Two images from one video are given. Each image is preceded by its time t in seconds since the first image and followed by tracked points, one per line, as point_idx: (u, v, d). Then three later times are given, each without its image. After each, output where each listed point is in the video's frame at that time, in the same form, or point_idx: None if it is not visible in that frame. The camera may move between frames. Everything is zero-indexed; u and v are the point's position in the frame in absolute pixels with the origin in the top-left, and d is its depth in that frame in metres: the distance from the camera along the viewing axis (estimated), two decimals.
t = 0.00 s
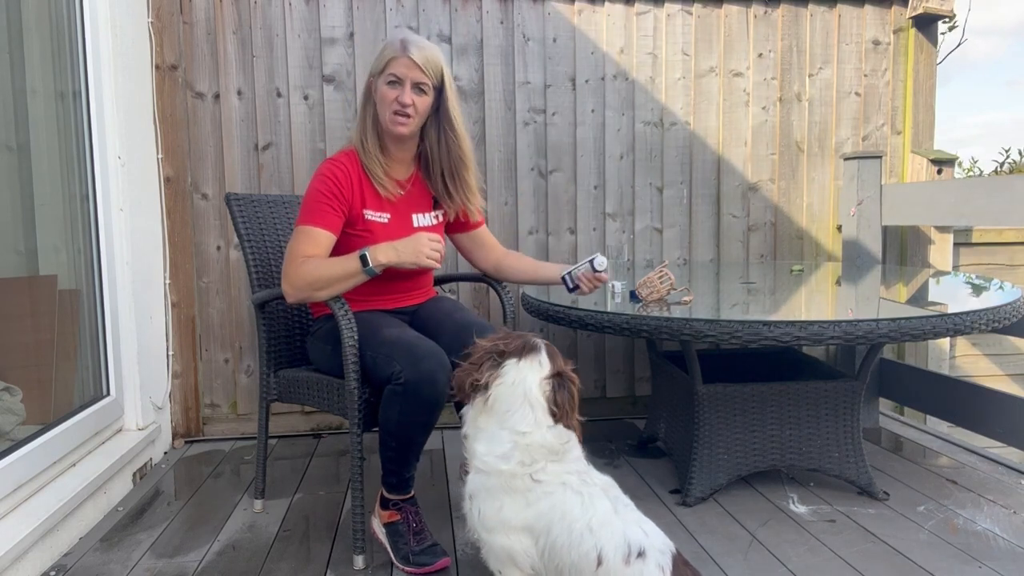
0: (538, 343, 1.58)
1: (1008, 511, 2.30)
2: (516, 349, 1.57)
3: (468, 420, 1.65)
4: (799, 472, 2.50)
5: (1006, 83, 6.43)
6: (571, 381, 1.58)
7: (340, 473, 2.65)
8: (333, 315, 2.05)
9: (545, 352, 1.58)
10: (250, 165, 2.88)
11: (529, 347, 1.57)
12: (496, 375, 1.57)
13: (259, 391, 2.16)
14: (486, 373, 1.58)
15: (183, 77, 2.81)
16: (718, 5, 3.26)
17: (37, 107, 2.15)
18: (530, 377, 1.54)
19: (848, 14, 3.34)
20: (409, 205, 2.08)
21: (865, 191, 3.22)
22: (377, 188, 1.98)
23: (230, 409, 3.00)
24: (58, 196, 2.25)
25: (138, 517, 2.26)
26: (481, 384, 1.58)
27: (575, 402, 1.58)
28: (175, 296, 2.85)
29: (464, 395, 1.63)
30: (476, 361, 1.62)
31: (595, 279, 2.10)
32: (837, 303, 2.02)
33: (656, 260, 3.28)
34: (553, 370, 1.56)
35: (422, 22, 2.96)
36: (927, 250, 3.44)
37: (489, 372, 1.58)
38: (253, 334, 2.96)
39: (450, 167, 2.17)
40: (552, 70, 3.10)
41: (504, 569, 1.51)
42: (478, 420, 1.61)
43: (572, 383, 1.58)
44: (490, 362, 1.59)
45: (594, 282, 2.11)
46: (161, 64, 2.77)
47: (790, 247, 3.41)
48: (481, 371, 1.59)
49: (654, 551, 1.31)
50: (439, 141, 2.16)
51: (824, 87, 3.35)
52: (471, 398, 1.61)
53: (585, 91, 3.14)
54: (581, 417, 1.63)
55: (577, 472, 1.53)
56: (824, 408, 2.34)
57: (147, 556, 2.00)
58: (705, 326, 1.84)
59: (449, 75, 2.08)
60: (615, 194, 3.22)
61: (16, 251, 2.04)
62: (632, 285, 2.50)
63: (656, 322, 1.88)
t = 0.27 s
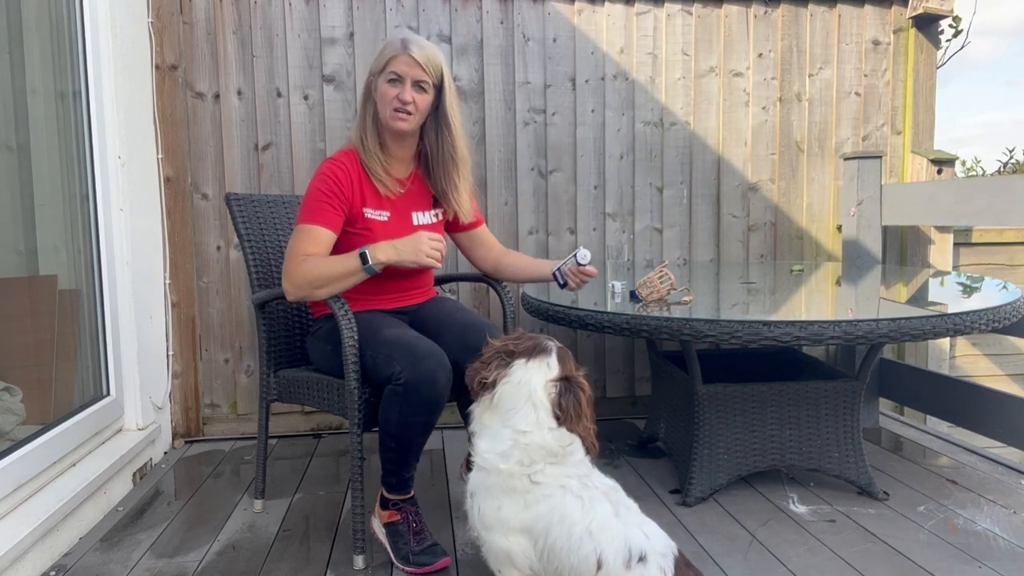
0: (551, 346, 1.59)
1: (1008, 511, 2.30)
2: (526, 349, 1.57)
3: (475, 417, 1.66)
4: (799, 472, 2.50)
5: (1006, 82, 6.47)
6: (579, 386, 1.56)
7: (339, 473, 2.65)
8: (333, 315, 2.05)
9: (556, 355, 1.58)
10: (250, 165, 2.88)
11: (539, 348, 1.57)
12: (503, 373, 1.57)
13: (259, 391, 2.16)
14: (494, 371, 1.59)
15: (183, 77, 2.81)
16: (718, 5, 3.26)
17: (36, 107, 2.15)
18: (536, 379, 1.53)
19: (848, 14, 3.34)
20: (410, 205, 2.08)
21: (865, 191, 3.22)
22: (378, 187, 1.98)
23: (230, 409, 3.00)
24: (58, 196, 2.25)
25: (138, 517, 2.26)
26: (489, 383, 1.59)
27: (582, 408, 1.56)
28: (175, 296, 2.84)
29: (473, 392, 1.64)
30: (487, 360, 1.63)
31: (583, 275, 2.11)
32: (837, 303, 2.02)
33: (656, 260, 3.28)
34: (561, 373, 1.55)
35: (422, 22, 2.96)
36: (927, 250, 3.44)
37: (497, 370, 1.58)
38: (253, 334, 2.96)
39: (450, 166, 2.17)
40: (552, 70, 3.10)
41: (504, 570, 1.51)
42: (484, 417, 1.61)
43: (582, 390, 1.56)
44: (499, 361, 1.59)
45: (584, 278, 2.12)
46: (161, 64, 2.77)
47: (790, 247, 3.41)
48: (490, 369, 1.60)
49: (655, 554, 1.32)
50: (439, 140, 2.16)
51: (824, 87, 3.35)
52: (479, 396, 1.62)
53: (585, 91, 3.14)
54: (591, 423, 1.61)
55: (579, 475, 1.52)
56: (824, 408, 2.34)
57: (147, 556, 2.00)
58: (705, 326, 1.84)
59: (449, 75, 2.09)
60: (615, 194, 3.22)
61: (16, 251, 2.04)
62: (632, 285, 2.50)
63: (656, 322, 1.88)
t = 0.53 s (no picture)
0: (552, 346, 1.58)
1: (1008, 511, 2.30)
2: (529, 350, 1.57)
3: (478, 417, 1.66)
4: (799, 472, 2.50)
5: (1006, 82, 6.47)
6: (580, 385, 1.57)
7: (339, 473, 2.65)
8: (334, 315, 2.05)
9: (558, 355, 1.58)
10: (250, 165, 2.88)
11: (541, 348, 1.57)
12: (506, 374, 1.56)
13: (259, 391, 2.16)
14: (498, 373, 1.58)
15: (183, 77, 2.81)
16: (718, 5, 3.26)
17: (36, 107, 2.15)
18: (541, 379, 1.53)
19: (848, 14, 3.34)
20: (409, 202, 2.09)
21: (865, 191, 3.21)
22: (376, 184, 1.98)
23: (230, 409, 3.00)
24: (58, 196, 2.25)
25: (138, 517, 2.26)
26: (491, 384, 1.58)
27: (583, 406, 1.57)
28: (175, 296, 2.84)
29: (475, 394, 1.64)
30: (489, 362, 1.62)
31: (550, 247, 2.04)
32: (838, 303, 2.02)
33: (656, 260, 3.28)
34: (564, 374, 1.55)
35: (422, 22, 2.96)
36: (927, 250, 3.44)
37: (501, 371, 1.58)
38: (253, 334, 2.96)
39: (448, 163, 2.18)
40: (552, 70, 3.10)
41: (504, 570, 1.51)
42: (486, 417, 1.61)
43: (583, 389, 1.57)
44: (502, 362, 1.59)
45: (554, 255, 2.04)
46: (161, 64, 2.77)
47: (790, 247, 3.41)
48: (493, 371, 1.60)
49: (655, 554, 1.32)
50: (435, 137, 2.17)
51: (824, 87, 3.35)
52: (482, 397, 1.62)
53: (585, 91, 3.14)
54: (592, 423, 1.62)
55: (579, 474, 1.52)
56: (824, 408, 2.34)
57: (147, 556, 2.00)
58: (705, 326, 1.84)
59: (445, 73, 2.09)
60: (615, 194, 3.22)
61: (16, 251, 2.04)
62: (632, 285, 2.50)
63: (656, 322, 1.88)
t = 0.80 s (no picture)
0: (548, 345, 1.59)
1: (1008, 511, 2.30)
2: (528, 352, 1.57)
3: (477, 419, 1.66)
4: (799, 472, 2.50)
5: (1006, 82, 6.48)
6: (578, 383, 1.59)
7: (339, 473, 2.65)
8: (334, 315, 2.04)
9: (556, 355, 1.58)
10: (250, 165, 2.88)
11: (540, 349, 1.57)
12: (508, 378, 1.56)
13: (259, 391, 2.16)
14: (498, 378, 1.57)
15: (183, 77, 2.81)
16: (718, 5, 3.26)
17: (37, 107, 2.15)
18: (542, 380, 1.54)
19: (848, 14, 3.34)
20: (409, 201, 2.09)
21: (865, 191, 3.21)
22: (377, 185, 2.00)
23: (230, 409, 3.00)
24: (58, 196, 2.25)
25: (138, 517, 2.26)
26: (493, 390, 1.57)
27: (581, 403, 1.59)
28: (175, 296, 2.84)
29: (475, 399, 1.63)
30: (487, 367, 1.61)
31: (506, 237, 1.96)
32: (838, 303, 2.02)
33: (656, 260, 3.28)
34: (564, 373, 1.57)
35: (422, 21, 2.96)
36: (927, 250, 3.44)
37: (502, 376, 1.57)
38: (253, 334, 2.96)
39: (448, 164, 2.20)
40: (552, 70, 3.10)
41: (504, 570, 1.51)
42: (488, 419, 1.61)
43: (580, 385, 1.60)
44: (501, 368, 1.58)
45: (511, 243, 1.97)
46: (161, 64, 2.77)
47: (790, 247, 3.41)
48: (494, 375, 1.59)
49: (655, 553, 1.31)
50: (436, 138, 2.17)
51: (824, 87, 3.35)
52: (482, 402, 1.61)
53: (585, 91, 3.14)
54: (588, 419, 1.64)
55: (580, 472, 1.52)
56: (825, 408, 2.34)
57: (147, 556, 2.00)
58: (705, 326, 1.84)
59: (445, 73, 2.09)
60: (615, 194, 3.22)
61: (16, 251, 2.04)
62: (632, 285, 2.50)
63: (656, 322, 1.88)
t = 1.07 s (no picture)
0: (543, 344, 1.58)
1: (1008, 511, 2.30)
2: (526, 357, 1.55)
3: (477, 422, 1.65)
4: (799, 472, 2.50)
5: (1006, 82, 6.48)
6: (569, 377, 1.63)
7: (339, 473, 2.65)
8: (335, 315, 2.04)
9: (550, 353, 1.59)
10: (250, 165, 2.88)
11: (537, 350, 1.56)
12: (510, 382, 1.55)
13: (259, 391, 2.16)
14: (500, 384, 1.56)
15: (183, 77, 2.81)
16: (718, 5, 3.26)
17: (37, 107, 2.15)
18: (543, 380, 1.55)
19: (848, 14, 3.34)
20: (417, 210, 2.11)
21: (865, 191, 3.21)
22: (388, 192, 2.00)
23: (230, 409, 3.00)
24: (58, 196, 2.25)
25: (138, 517, 2.26)
26: (497, 394, 1.56)
27: (572, 396, 1.63)
28: (175, 296, 2.84)
29: (475, 404, 1.61)
30: (485, 373, 1.58)
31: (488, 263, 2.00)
32: (838, 303, 2.02)
33: (656, 260, 3.28)
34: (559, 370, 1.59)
35: (422, 21, 2.96)
36: (927, 250, 3.44)
37: (503, 381, 1.56)
38: (253, 334, 2.96)
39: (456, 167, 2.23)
40: (552, 70, 3.10)
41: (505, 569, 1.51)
42: (489, 422, 1.60)
43: (569, 380, 1.63)
44: (502, 374, 1.56)
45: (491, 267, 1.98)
46: (161, 64, 2.76)
47: (790, 247, 3.41)
48: (494, 379, 1.57)
49: (656, 552, 1.31)
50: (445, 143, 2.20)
51: (824, 87, 3.35)
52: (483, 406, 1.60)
53: (585, 91, 3.14)
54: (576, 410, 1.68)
55: (582, 471, 1.53)
56: (824, 408, 2.34)
57: (147, 556, 2.00)
58: (705, 326, 1.84)
59: (457, 78, 2.08)
60: (615, 194, 3.22)
61: (16, 251, 2.04)
62: (632, 285, 2.50)
63: (656, 322, 1.89)
